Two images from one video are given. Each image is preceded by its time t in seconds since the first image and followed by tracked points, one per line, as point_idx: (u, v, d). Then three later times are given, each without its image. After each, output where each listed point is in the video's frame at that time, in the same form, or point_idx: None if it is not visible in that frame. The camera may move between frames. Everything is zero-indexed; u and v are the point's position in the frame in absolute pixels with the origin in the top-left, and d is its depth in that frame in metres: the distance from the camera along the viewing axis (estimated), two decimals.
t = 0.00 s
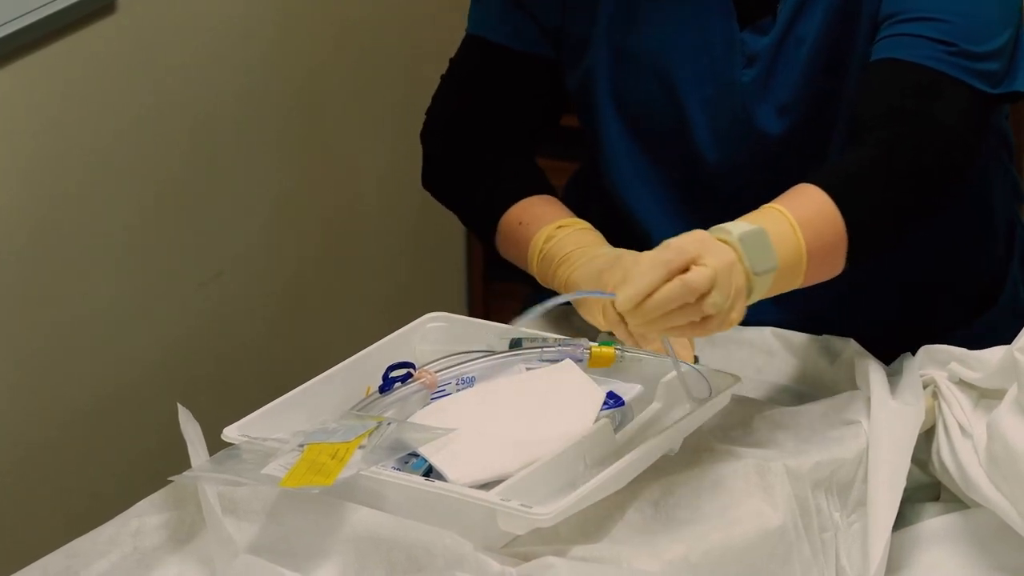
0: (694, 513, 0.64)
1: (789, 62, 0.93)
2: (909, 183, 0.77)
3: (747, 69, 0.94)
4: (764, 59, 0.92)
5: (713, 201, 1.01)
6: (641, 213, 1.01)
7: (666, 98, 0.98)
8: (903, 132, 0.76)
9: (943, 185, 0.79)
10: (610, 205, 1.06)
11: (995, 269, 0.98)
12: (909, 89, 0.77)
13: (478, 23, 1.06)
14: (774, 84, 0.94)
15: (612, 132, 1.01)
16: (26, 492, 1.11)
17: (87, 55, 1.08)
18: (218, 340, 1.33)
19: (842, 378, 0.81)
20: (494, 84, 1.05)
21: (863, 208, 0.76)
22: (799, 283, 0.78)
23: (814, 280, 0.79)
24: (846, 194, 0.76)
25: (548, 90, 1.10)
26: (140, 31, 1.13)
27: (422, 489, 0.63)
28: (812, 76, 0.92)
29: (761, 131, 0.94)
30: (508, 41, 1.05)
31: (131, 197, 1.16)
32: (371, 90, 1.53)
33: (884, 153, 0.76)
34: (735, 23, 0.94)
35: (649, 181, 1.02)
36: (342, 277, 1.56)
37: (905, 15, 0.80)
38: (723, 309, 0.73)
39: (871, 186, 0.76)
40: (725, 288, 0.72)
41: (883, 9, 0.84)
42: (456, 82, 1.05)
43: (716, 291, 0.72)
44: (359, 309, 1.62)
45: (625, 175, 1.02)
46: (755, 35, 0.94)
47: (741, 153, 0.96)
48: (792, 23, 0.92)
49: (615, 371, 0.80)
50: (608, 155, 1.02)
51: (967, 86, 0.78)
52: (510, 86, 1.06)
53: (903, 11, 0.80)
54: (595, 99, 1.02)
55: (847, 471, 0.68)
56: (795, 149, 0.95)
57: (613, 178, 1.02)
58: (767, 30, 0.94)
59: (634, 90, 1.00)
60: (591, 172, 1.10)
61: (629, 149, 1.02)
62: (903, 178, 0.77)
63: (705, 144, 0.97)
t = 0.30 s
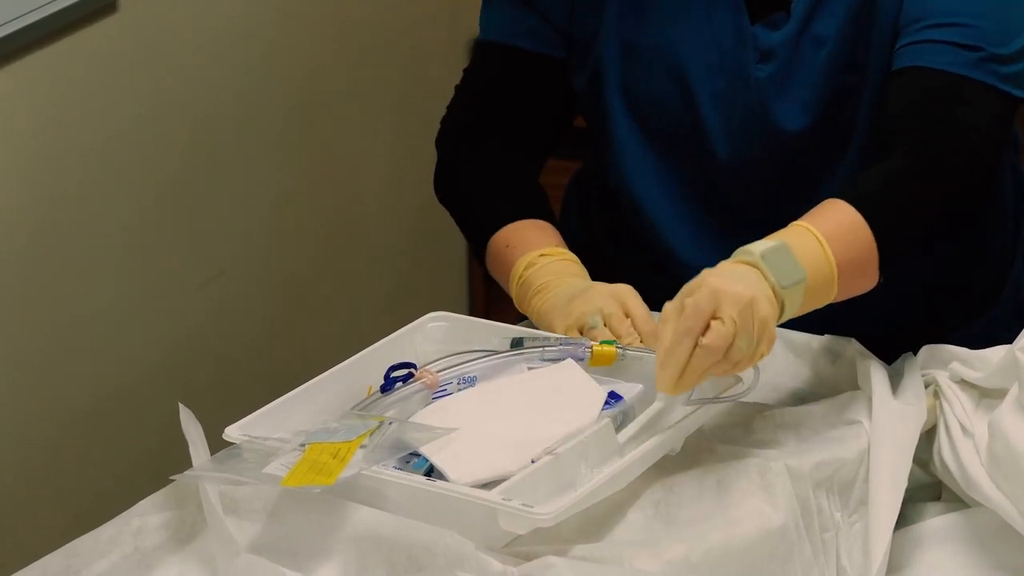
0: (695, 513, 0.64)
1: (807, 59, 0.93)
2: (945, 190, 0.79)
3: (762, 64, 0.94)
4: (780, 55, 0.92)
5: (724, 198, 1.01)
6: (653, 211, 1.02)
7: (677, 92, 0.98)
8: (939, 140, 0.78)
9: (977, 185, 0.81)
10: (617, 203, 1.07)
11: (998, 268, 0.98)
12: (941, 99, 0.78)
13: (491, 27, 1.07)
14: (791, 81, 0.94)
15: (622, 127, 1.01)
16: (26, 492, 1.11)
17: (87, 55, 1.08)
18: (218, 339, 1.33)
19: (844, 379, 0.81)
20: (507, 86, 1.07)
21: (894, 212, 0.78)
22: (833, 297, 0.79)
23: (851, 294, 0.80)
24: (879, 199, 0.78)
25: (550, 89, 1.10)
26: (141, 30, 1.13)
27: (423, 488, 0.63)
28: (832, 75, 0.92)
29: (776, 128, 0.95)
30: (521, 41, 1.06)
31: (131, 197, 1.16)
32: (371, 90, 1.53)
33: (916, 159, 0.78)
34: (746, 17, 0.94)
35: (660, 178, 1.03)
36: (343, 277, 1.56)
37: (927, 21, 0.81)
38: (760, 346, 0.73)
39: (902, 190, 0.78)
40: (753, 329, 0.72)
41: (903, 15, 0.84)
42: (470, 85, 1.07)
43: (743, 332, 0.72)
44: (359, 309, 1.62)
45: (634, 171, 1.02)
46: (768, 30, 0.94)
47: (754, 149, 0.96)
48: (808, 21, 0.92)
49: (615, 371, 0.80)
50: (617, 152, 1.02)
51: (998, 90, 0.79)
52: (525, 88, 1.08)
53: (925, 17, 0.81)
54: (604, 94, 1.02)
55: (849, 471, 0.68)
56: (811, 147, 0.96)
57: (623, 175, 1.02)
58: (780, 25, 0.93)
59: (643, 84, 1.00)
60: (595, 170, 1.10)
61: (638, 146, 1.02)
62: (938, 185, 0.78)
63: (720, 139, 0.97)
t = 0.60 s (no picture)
0: (697, 513, 0.64)
1: (807, 61, 0.93)
2: (943, 195, 0.79)
3: (762, 66, 0.93)
4: (781, 57, 0.92)
5: (724, 200, 1.01)
6: (653, 212, 1.02)
7: (677, 93, 0.98)
8: (934, 148, 0.78)
9: (974, 191, 0.81)
10: (616, 205, 1.07)
11: (998, 268, 0.98)
12: (940, 107, 0.78)
13: (492, 25, 1.07)
14: (792, 84, 0.94)
15: (621, 129, 1.01)
16: (26, 491, 1.11)
17: (88, 55, 1.08)
18: (218, 339, 1.33)
19: (845, 378, 0.81)
20: (507, 85, 1.07)
21: (895, 215, 0.78)
22: (814, 304, 0.79)
23: (833, 301, 0.80)
24: (876, 202, 0.78)
25: (550, 87, 1.10)
26: (141, 30, 1.13)
27: (424, 488, 0.63)
28: (833, 76, 0.93)
29: (775, 130, 0.95)
30: (521, 40, 1.06)
31: (132, 196, 1.16)
32: (371, 90, 1.52)
33: (912, 165, 0.78)
34: (747, 19, 0.94)
35: (659, 179, 1.03)
36: (343, 277, 1.57)
37: (924, 26, 0.81)
38: (739, 360, 0.73)
39: (899, 193, 0.78)
40: (724, 351, 0.72)
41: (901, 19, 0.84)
42: (470, 83, 1.08)
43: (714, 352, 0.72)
44: (359, 309, 1.62)
45: (635, 174, 1.02)
46: (768, 32, 0.94)
47: (755, 151, 0.97)
48: (809, 24, 0.92)
49: (616, 370, 0.80)
50: (618, 153, 1.02)
51: (991, 98, 0.79)
52: (525, 87, 1.08)
53: (922, 22, 0.81)
54: (604, 95, 1.02)
55: (850, 471, 0.68)
56: (812, 148, 0.96)
57: (622, 177, 1.02)
58: (780, 27, 0.93)
59: (643, 85, 1.00)
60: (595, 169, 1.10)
61: (638, 146, 1.02)
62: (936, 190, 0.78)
63: (720, 141, 0.97)
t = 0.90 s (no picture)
0: (697, 511, 0.64)
1: (807, 59, 0.93)
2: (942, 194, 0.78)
3: (762, 64, 0.93)
4: (782, 56, 0.92)
5: (723, 198, 1.01)
6: (652, 211, 1.02)
7: (676, 91, 0.98)
8: (937, 147, 0.78)
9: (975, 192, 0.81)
10: (616, 204, 1.07)
11: (999, 268, 0.98)
12: (944, 104, 0.78)
13: (490, 20, 1.07)
14: (793, 83, 0.94)
15: (621, 128, 1.01)
16: (26, 491, 1.11)
17: (88, 54, 1.08)
18: (218, 338, 1.33)
19: (846, 376, 0.81)
20: (506, 82, 1.08)
21: (895, 214, 0.78)
22: (823, 279, 0.78)
23: (839, 280, 0.79)
24: (869, 197, 0.77)
25: (549, 85, 1.10)
26: (141, 29, 1.13)
27: (424, 486, 0.63)
28: (833, 75, 0.92)
29: (775, 129, 0.95)
30: (521, 37, 1.06)
31: (132, 196, 1.16)
32: (371, 90, 1.52)
33: (913, 164, 0.78)
34: (748, 18, 0.93)
35: (659, 178, 1.03)
36: (343, 277, 1.57)
37: (930, 25, 0.81)
38: (747, 335, 0.72)
39: (900, 191, 0.78)
40: (730, 330, 0.71)
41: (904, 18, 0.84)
42: (469, 77, 1.08)
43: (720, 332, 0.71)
44: (359, 309, 1.62)
45: (635, 173, 1.02)
46: (768, 30, 0.93)
47: (754, 150, 0.97)
48: (808, 22, 0.92)
49: (615, 368, 0.80)
50: (618, 152, 1.02)
51: (998, 95, 0.79)
52: (526, 83, 1.08)
53: (927, 21, 0.81)
54: (604, 93, 1.02)
55: (850, 469, 0.68)
56: (812, 148, 0.96)
57: (622, 176, 1.02)
58: (780, 25, 0.93)
59: (642, 83, 1.00)
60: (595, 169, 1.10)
61: (638, 145, 1.02)
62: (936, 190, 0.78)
63: (720, 141, 0.97)
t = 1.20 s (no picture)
0: (696, 511, 0.64)
1: (800, 61, 0.93)
2: (918, 190, 0.79)
3: (757, 66, 0.93)
4: (776, 58, 0.92)
5: (721, 199, 1.01)
6: (650, 212, 1.02)
7: (674, 91, 0.98)
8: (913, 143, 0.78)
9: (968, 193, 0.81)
10: (616, 204, 1.07)
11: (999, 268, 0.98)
12: (922, 101, 0.77)
13: (492, 20, 1.08)
14: (788, 85, 0.93)
15: (620, 128, 1.01)
16: (26, 491, 1.11)
17: (88, 54, 1.08)
18: (218, 338, 1.34)
19: (844, 376, 0.81)
20: (506, 82, 1.08)
21: (889, 216, 0.78)
22: (789, 290, 0.78)
23: (806, 288, 0.79)
24: (848, 193, 0.77)
25: (549, 85, 1.10)
26: (141, 29, 1.13)
27: (423, 486, 0.63)
28: (826, 77, 0.93)
29: (770, 130, 0.95)
30: (521, 37, 1.07)
31: (131, 196, 1.16)
32: (371, 90, 1.52)
33: (896, 163, 0.78)
34: (744, 19, 0.93)
35: (657, 179, 1.03)
36: (343, 277, 1.57)
37: (913, 21, 0.80)
38: (723, 350, 0.71)
39: (892, 192, 0.78)
40: (707, 343, 0.70)
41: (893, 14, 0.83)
42: (470, 77, 1.08)
43: (697, 347, 0.71)
44: (359, 309, 1.62)
45: (633, 172, 1.02)
46: (764, 32, 0.93)
47: (750, 151, 0.97)
48: (802, 23, 0.92)
49: (614, 368, 0.80)
50: (617, 152, 1.02)
51: (971, 97, 0.78)
52: (526, 83, 1.08)
53: (911, 17, 0.81)
54: (602, 94, 1.02)
55: (849, 469, 0.68)
56: (808, 149, 0.96)
57: (621, 175, 1.02)
58: (775, 27, 0.93)
59: (641, 84, 1.00)
60: (595, 168, 1.10)
61: (637, 146, 1.02)
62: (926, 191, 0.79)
63: (716, 142, 0.97)
